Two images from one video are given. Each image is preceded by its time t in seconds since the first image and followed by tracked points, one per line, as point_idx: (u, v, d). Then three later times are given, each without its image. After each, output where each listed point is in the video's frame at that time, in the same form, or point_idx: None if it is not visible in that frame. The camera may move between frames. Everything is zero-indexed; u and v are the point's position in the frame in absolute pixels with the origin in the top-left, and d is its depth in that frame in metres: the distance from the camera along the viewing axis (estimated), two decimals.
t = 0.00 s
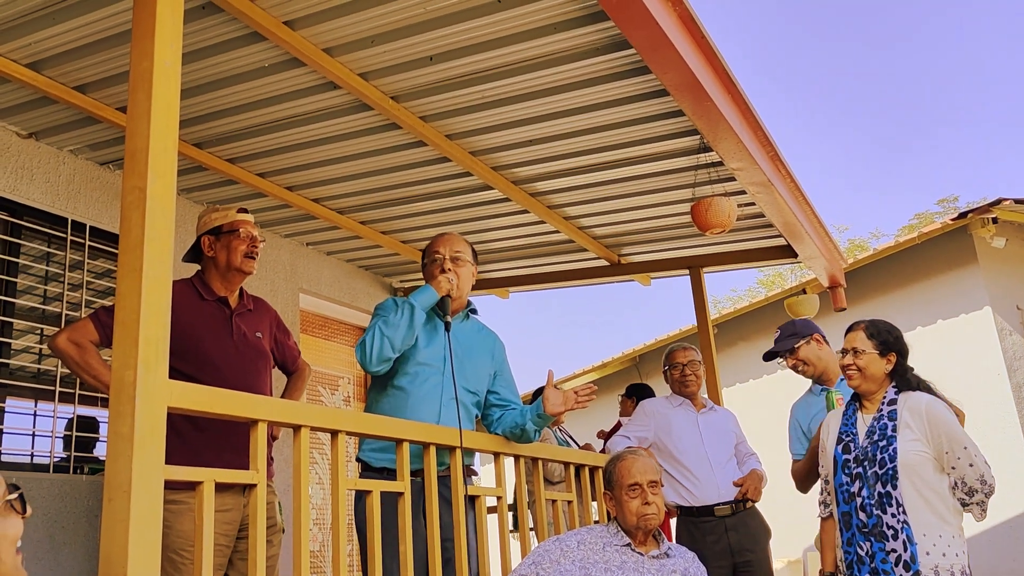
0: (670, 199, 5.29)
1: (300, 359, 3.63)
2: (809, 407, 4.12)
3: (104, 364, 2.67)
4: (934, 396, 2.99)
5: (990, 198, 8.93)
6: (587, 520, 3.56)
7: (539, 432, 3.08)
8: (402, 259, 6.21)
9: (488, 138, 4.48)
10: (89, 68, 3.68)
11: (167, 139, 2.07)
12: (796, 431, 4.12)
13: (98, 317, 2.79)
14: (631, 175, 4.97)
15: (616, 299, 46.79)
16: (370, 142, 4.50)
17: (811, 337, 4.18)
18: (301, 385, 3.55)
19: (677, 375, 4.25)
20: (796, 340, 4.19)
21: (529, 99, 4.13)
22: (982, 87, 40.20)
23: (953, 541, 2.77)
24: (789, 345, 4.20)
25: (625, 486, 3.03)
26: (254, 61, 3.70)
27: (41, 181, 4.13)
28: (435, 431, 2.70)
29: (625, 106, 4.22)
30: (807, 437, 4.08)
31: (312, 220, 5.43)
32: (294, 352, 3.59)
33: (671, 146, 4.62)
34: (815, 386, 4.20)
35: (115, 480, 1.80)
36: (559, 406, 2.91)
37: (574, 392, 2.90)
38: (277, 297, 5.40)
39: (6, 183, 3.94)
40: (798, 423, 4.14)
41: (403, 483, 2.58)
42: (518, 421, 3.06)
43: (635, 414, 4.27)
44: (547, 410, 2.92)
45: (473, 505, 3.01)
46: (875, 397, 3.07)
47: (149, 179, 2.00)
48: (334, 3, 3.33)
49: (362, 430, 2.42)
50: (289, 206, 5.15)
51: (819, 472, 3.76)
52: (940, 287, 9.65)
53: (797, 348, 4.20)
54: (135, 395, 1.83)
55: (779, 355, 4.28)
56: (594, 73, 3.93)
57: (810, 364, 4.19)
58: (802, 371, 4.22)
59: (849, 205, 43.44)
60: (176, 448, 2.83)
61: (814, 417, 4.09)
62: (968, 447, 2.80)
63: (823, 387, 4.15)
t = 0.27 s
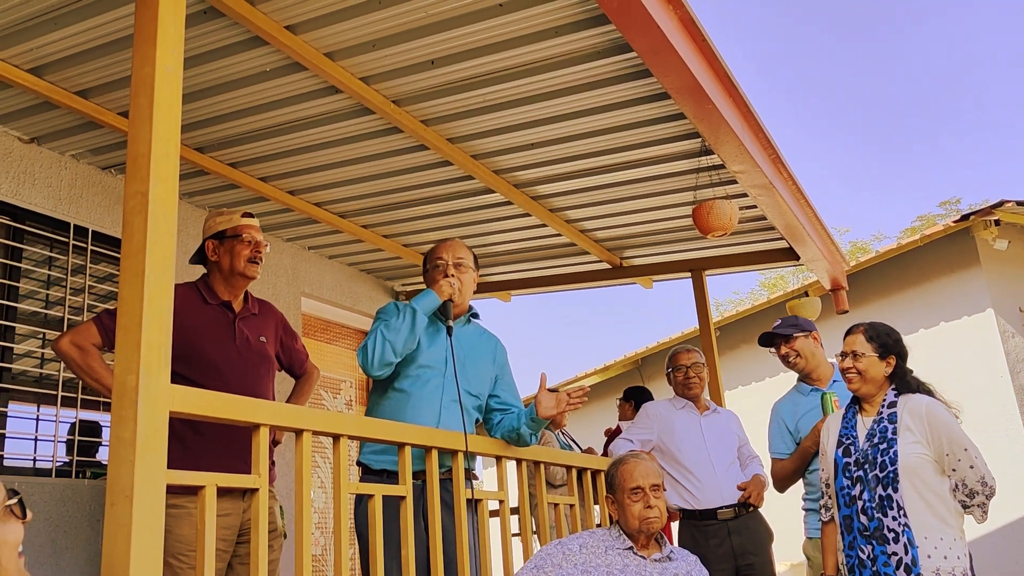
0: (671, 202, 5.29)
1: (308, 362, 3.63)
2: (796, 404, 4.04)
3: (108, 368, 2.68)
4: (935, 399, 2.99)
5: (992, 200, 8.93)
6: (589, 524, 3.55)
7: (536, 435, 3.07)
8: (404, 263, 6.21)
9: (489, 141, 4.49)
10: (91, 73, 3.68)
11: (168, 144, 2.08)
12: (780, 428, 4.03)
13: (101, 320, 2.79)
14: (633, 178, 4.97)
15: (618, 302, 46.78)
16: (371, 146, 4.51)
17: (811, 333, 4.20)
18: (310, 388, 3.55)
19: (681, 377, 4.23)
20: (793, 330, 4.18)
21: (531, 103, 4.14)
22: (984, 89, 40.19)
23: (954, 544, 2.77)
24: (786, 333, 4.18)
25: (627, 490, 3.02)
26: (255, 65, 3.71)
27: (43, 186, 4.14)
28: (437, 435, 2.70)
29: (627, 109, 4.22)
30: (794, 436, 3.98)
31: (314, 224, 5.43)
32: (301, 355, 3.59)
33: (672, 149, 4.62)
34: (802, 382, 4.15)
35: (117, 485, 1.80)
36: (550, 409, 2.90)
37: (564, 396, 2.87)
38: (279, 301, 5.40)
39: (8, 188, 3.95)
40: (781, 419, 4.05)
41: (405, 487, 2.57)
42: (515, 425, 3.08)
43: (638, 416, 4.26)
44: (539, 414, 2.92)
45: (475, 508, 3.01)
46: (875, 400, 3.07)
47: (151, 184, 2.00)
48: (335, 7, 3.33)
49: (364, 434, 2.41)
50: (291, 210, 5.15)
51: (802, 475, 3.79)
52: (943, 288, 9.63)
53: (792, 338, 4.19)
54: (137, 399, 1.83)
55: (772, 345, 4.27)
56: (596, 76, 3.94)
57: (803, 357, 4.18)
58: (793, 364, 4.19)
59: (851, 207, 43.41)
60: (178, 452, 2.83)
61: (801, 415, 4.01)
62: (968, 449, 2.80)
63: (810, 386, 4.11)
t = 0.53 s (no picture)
0: (672, 204, 5.29)
1: (313, 366, 3.64)
2: (797, 404, 4.03)
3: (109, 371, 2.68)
4: (932, 399, 2.98)
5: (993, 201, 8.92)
6: (589, 527, 3.55)
7: (545, 437, 3.05)
8: (404, 266, 6.21)
9: (490, 144, 4.49)
10: (91, 77, 3.69)
11: (169, 149, 2.08)
12: (779, 427, 4.00)
13: (103, 323, 2.79)
14: (633, 181, 4.97)
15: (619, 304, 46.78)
16: (371, 150, 4.51)
17: (817, 332, 4.22)
18: (314, 393, 3.56)
19: (682, 379, 4.23)
20: (801, 328, 4.20)
21: (531, 106, 4.14)
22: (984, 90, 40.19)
23: (952, 546, 2.76)
24: (794, 330, 4.19)
25: (627, 493, 3.02)
26: (256, 69, 3.71)
27: (44, 190, 4.14)
28: (438, 438, 2.70)
29: (626, 112, 4.22)
30: (794, 436, 3.96)
31: (314, 228, 5.43)
32: (305, 359, 3.60)
33: (672, 151, 4.62)
34: (803, 383, 4.16)
35: (117, 489, 1.80)
36: (567, 411, 2.90)
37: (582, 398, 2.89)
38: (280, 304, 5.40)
39: (9, 192, 3.95)
40: (781, 418, 4.02)
41: (405, 490, 2.57)
42: (526, 427, 3.05)
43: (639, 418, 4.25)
44: (554, 416, 2.91)
45: (475, 511, 3.00)
46: (872, 403, 3.06)
47: (151, 189, 2.00)
48: (335, 11, 3.34)
49: (364, 437, 2.41)
50: (292, 213, 5.15)
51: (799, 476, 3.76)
52: (944, 290, 9.62)
53: (799, 336, 4.21)
54: (137, 404, 1.83)
55: (777, 341, 4.29)
56: (596, 79, 3.94)
57: (808, 355, 4.20)
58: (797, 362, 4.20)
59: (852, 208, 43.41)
60: (178, 456, 2.83)
61: (801, 415, 3.99)
62: (966, 450, 2.78)
63: (812, 387, 4.13)
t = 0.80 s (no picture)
0: (671, 207, 5.29)
1: (316, 369, 3.63)
2: (790, 409, 4.03)
3: (109, 374, 2.68)
4: (929, 401, 2.97)
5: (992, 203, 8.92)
6: (589, 529, 3.54)
7: (549, 439, 3.06)
8: (404, 269, 6.21)
9: (489, 147, 4.49)
10: (90, 81, 3.69)
11: (167, 152, 2.08)
12: (773, 433, 4.02)
13: (104, 325, 2.79)
14: (632, 183, 4.97)
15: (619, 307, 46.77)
16: (370, 153, 4.51)
17: (810, 337, 4.27)
18: (319, 396, 3.54)
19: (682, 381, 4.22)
20: (794, 333, 4.22)
21: (530, 108, 4.14)
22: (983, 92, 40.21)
23: (951, 548, 2.76)
24: (788, 334, 4.21)
25: (627, 496, 3.01)
26: (255, 73, 3.71)
27: (43, 194, 4.14)
28: (438, 441, 2.70)
29: (625, 114, 4.23)
30: (786, 441, 3.98)
31: (313, 231, 5.43)
32: (308, 362, 3.60)
33: (670, 154, 4.62)
34: (796, 388, 4.13)
35: (117, 492, 1.80)
36: (570, 415, 2.91)
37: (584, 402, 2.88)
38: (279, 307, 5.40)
39: (8, 196, 3.95)
40: (775, 423, 4.04)
41: (405, 493, 2.57)
42: (529, 429, 3.06)
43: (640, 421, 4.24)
44: (557, 418, 2.92)
45: (475, 514, 3.00)
46: (868, 405, 3.06)
47: (149, 193, 2.00)
48: (333, 14, 3.34)
49: (363, 440, 2.41)
50: (291, 216, 5.15)
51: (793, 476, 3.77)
52: (944, 292, 9.62)
53: (793, 340, 4.23)
54: (137, 407, 1.83)
55: (771, 344, 4.29)
56: (595, 82, 3.94)
57: (801, 360, 4.22)
58: (791, 366, 4.21)
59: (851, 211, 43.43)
60: (177, 460, 2.83)
61: (794, 420, 4.00)
62: (963, 452, 2.78)
63: (804, 392, 4.10)
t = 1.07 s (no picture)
0: (671, 208, 5.29)
1: (318, 371, 3.62)
2: (781, 414, 4.05)
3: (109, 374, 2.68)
4: (926, 403, 2.97)
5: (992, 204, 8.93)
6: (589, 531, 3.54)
7: (548, 442, 3.07)
8: (403, 271, 6.21)
9: (488, 149, 4.49)
10: (89, 83, 3.69)
11: (167, 155, 2.08)
12: (766, 438, 4.03)
13: (104, 326, 2.80)
14: (632, 185, 4.97)
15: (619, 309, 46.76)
16: (370, 155, 4.51)
17: (799, 341, 4.25)
18: (320, 399, 3.53)
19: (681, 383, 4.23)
20: (783, 338, 4.22)
21: (529, 110, 4.14)
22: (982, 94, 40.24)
23: (948, 549, 2.75)
24: (776, 340, 4.21)
25: (627, 498, 3.01)
26: (254, 75, 3.71)
27: (42, 197, 4.14)
28: (438, 443, 2.70)
29: (624, 117, 4.23)
30: (779, 446, 3.98)
31: (313, 233, 5.43)
32: (309, 364, 3.59)
33: (669, 156, 4.62)
34: (786, 392, 4.14)
35: (116, 495, 1.79)
36: (569, 416, 2.90)
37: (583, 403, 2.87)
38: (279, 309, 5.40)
39: (8, 199, 3.95)
40: (767, 428, 4.05)
41: (404, 496, 2.57)
42: (528, 432, 3.07)
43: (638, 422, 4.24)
44: (556, 420, 2.92)
45: (474, 516, 3.00)
46: (866, 407, 3.06)
47: (149, 196, 2.00)
48: (332, 17, 3.34)
49: (362, 442, 2.40)
50: (291, 218, 5.15)
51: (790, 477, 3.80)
52: (943, 293, 9.62)
53: (781, 345, 4.23)
54: (136, 409, 1.83)
55: (760, 352, 4.30)
56: (594, 84, 3.94)
57: (790, 364, 4.20)
58: (781, 371, 4.20)
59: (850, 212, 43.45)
60: (176, 463, 2.83)
61: (787, 425, 4.00)
62: (960, 453, 2.78)
63: (796, 397, 4.11)
